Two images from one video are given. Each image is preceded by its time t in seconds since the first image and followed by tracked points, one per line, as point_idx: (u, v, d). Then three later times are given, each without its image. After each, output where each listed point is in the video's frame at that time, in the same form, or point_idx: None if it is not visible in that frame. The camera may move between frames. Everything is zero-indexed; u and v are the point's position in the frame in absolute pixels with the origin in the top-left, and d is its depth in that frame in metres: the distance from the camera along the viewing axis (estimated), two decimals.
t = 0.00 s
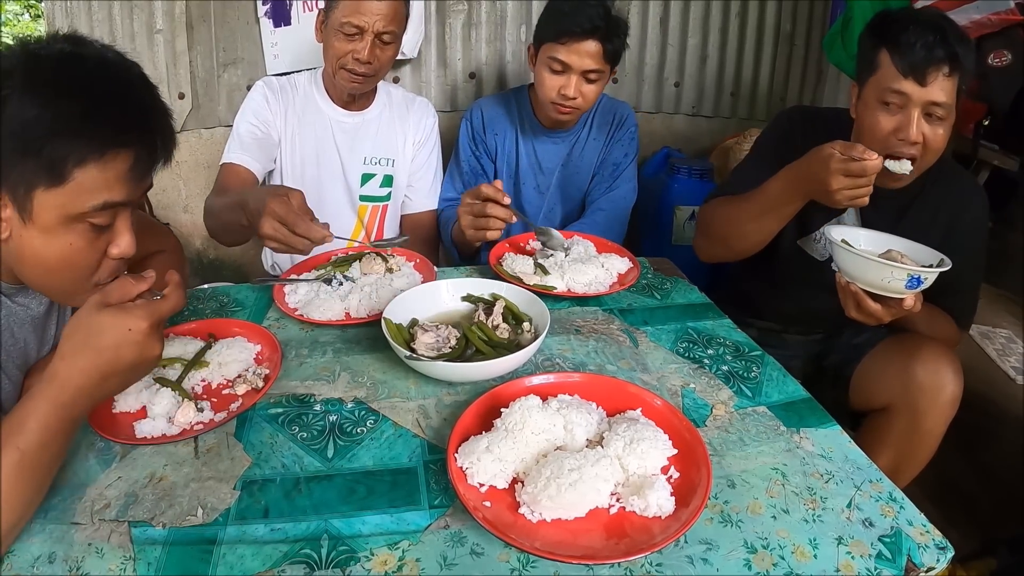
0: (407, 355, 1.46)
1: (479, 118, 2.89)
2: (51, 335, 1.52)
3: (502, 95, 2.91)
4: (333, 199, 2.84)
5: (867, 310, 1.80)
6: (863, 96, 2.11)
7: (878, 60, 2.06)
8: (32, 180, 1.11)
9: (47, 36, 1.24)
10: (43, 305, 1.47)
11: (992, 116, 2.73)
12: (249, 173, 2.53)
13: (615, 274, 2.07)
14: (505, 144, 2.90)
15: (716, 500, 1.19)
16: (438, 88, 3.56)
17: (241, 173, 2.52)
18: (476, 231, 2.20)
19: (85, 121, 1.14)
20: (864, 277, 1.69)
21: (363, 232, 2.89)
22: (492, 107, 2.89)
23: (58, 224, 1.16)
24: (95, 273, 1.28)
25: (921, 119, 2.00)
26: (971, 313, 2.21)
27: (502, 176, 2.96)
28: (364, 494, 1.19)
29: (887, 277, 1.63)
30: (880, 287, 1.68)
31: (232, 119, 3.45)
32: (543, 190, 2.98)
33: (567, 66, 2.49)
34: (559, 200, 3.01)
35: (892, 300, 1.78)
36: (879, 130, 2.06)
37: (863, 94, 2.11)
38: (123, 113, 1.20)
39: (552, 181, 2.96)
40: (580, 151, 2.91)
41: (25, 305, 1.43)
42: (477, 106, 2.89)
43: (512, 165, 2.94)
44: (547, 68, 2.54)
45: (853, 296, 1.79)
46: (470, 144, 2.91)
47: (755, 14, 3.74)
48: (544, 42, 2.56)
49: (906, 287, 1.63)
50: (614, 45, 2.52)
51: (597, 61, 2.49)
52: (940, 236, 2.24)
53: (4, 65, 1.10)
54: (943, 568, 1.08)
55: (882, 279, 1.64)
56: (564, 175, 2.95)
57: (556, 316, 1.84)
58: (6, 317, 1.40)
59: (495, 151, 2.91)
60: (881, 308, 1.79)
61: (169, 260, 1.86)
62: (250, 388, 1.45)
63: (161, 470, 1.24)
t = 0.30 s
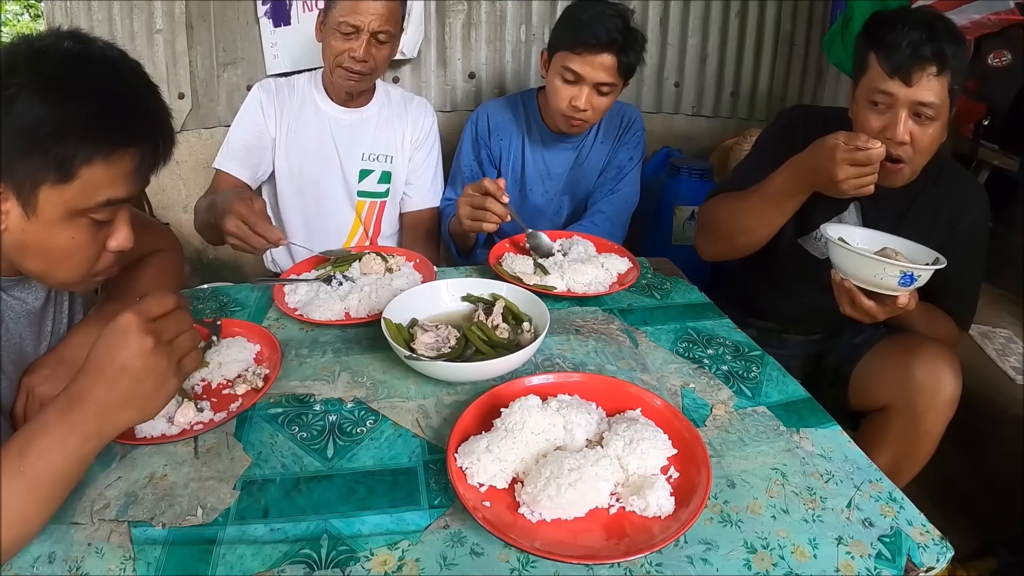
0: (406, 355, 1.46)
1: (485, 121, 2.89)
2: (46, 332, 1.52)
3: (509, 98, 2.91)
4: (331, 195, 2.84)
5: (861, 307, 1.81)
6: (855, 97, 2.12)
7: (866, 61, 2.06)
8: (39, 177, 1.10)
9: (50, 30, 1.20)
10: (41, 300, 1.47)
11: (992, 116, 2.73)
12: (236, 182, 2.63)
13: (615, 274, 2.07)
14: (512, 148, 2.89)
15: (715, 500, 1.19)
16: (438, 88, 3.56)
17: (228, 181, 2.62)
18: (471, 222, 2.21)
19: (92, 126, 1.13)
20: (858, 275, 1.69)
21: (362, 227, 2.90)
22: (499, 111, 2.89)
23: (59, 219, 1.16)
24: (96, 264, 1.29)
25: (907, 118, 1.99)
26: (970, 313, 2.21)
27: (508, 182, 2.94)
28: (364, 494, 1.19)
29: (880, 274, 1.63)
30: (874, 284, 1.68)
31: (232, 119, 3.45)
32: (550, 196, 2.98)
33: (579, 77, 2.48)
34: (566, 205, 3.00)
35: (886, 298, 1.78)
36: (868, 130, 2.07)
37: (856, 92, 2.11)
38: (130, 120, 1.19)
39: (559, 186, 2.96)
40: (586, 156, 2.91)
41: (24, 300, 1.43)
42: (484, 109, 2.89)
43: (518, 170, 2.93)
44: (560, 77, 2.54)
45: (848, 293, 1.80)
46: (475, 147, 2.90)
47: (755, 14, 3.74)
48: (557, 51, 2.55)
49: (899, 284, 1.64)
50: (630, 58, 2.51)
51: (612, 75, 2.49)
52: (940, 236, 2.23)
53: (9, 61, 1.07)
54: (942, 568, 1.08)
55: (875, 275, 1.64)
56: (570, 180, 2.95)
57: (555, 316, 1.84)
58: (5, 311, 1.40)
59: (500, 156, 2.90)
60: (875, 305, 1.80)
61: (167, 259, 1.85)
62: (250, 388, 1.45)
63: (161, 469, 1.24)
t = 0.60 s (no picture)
0: (407, 356, 1.46)
1: (490, 122, 2.89)
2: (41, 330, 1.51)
3: (514, 100, 2.91)
4: (326, 193, 2.84)
5: (860, 310, 1.81)
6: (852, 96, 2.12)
7: (860, 63, 2.07)
8: (27, 146, 1.10)
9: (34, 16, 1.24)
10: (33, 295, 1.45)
11: (992, 116, 2.73)
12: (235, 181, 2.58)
13: (615, 274, 2.07)
14: (515, 150, 2.90)
15: (716, 500, 1.19)
16: (438, 88, 3.56)
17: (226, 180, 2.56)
18: (503, 213, 2.21)
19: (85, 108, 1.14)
20: (858, 278, 1.69)
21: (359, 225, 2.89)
22: (504, 112, 2.89)
23: (46, 191, 1.15)
24: (84, 243, 1.26)
25: (900, 116, 1.99)
26: (970, 313, 2.21)
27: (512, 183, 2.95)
28: (364, 494, 1.19)
29: (880, 278, 1.63)
30: (875, 289, 1.68)
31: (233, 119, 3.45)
32: (553, 198, 2.98)
33: (586, 83, 2.47)
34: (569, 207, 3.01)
35: (886, 302, 1.78)
36: (863, 129, 2.06)
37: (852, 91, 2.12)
38: (115, 94, 1.20)
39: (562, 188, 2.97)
40: (590, 157, 2.91)
41: (14, 294, 1.41)
42: (489, 110, 2.89)
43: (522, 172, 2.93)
44: (567, 81, 2.53)
45: (847, 296, 1.79)
46: (480, 148, 2.89)
47: (755, 14, 3.74)
48: (566, 56, 2.54)
49: (899, 287, 1.63)
50: (638, 65, 2.50)
51: (619, 81, 2.48)
52: (940, 237, 2.23)
53: None
54: (943, 569, 1.08)
55: (875, 279, 1.64)
56: (574, 181, 2.96)
57: (556, 316, 1.84)
58: None
59: (504, 157, 2.91)
60: (875, 309, 1.80)
61: (166, 257, 1.84)
62: (250, 388, 1.46)
63: (161, 469, 1.24)
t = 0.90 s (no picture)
0: (406, 356, 1.46)
1: (490, 122, 2.89)
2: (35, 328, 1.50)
3: (515, 100, 2.90)
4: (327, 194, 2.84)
5: (859, 315, 1.81)
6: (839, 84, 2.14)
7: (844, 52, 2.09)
8: None
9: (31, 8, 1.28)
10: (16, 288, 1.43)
11: (992, 116, 2.73)
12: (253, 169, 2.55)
13: (615, 274, 2.07)
14: (516, 151, 2.90)
15: (716, 500, 1.19)
16: (438, 88, 3.56)
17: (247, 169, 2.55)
18: (484, 213, 2.21)
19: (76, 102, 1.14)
20: (857, 282, 1.68)
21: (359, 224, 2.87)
22: (505, 112, 2.88)
23: (20, 166, 1.12)
24: (57, 223, 1.22)
25: (881, 99, 1.99)
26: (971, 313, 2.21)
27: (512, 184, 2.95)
28: (364, 494, 1.19)
29: (881, 284, 1.63)
30: (875, 294, 1.68)
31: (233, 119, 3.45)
32: (554, 199, 2.99)
33: (587, 84, 2.48)
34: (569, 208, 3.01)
35: (885, 306, 1.79)
36: (846, 115, 2.07)
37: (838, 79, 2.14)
38: (86, 70, 1.20)
39: (563, 189, 2.97)
40: (591, 158, 2.91)
41: None
42: (489, 110, 2.89)
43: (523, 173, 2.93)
44: (568, 83, 2.53)
45: (847, 300, 1.79)
46: (480, 148, 2.90)
47: (755, 15, 3.74)
48: (567, 57, 2.54)
49: (900, 294, 1.63)
50: (639, 67, 2.51)
51: (620, 83, 2.49)
52: (940, 236, 2.23)
53: None
54: (943, 569, 1.08)
55: (876, 285, 1.64)
56: (574, 182, 2.96)
57: (556, 316, 1.84)
58: None
59: (504, 157, 2.91)
60: (875, 314, 1.80)
61: (162, 257, 1.83)
62: (250, 388, 1.46)
63: (161, 469, 1.23)
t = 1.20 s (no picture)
0: (406, 356, 1.46)
1: (490, 123, 2.88)
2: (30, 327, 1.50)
3: (514, 100, 2.90)
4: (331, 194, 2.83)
5: (855, 320, 1.81)
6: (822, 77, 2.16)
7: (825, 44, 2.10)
8: None
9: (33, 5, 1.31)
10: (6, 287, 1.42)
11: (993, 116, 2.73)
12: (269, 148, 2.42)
13: (616, 274, 2.07)
14: (516, 151, 2.90)
15: (716, 500, 1.19)
16: (439, 89, 3.56)
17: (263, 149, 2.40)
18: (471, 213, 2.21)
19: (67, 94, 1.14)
20: (851, 288, 1.68)
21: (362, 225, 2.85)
22: (505, 113, 2.88)
23: None
24: (36, 205, 1.22)
25: (859, 84, 1.99)
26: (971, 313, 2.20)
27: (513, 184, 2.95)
28: (364, 494, 1.19)
29: (876, 290, 1.63)
30: (870, 299, 1.68)
31: (233, 119, 3.45)
32: (554, 199, 2.99)
33: (586, 85, 2.47)
34: (570, 208, 3.02)
35: (880, 311, 1.78)
36: (829, 103, 2.07)
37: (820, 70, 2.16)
38: (58, 55, 1.20)
39: (563, 189, 2.97)
40: (591, 158, 2.91)
41: None
42: (489, 111, 2.88)
43: (523, 174, 2.93)
44: (567, 83, 2.53)
45: (843, 306, 1.80)
46: (480, 149, 2.90)
47: (755, 15, 3.74)
48: (566, 57, 2.54)
49: (896, 299, 1.63)
50: (638, 67, 2.50)
51: (619, 84, 2.48)
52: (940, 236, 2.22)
53: None
54: (943, 569, 1.08)
55: (871, 292, 1.64)
56: (575, 182, 2.96)
57: (556, 316, 1.84)
58: None
59: (505, 158, 2.91)
60: (870, 319, 1.80)
61: (156, 256, 1.82)
62: (250, 388, 1.46)
63: (161, 469, 1.24)
